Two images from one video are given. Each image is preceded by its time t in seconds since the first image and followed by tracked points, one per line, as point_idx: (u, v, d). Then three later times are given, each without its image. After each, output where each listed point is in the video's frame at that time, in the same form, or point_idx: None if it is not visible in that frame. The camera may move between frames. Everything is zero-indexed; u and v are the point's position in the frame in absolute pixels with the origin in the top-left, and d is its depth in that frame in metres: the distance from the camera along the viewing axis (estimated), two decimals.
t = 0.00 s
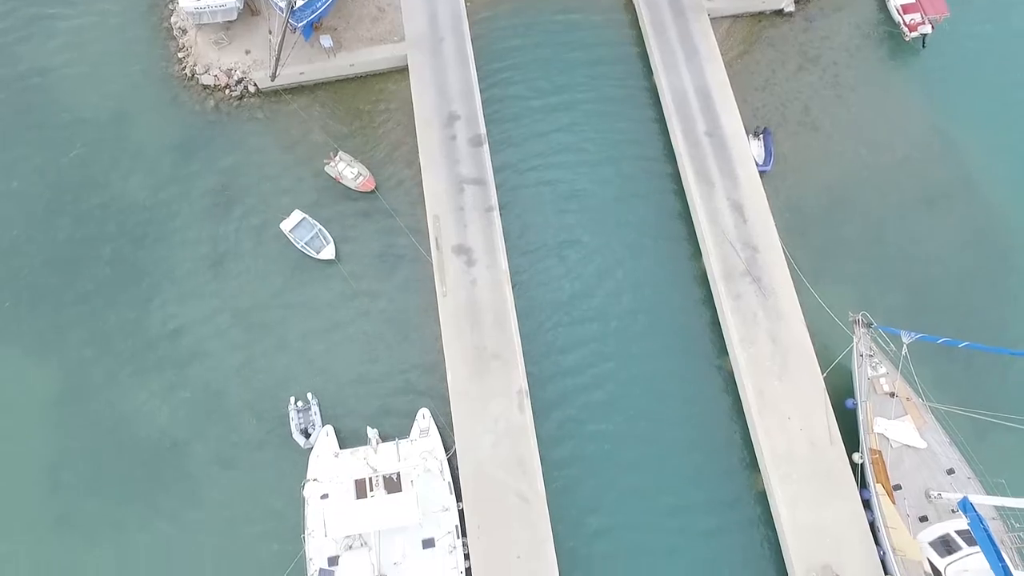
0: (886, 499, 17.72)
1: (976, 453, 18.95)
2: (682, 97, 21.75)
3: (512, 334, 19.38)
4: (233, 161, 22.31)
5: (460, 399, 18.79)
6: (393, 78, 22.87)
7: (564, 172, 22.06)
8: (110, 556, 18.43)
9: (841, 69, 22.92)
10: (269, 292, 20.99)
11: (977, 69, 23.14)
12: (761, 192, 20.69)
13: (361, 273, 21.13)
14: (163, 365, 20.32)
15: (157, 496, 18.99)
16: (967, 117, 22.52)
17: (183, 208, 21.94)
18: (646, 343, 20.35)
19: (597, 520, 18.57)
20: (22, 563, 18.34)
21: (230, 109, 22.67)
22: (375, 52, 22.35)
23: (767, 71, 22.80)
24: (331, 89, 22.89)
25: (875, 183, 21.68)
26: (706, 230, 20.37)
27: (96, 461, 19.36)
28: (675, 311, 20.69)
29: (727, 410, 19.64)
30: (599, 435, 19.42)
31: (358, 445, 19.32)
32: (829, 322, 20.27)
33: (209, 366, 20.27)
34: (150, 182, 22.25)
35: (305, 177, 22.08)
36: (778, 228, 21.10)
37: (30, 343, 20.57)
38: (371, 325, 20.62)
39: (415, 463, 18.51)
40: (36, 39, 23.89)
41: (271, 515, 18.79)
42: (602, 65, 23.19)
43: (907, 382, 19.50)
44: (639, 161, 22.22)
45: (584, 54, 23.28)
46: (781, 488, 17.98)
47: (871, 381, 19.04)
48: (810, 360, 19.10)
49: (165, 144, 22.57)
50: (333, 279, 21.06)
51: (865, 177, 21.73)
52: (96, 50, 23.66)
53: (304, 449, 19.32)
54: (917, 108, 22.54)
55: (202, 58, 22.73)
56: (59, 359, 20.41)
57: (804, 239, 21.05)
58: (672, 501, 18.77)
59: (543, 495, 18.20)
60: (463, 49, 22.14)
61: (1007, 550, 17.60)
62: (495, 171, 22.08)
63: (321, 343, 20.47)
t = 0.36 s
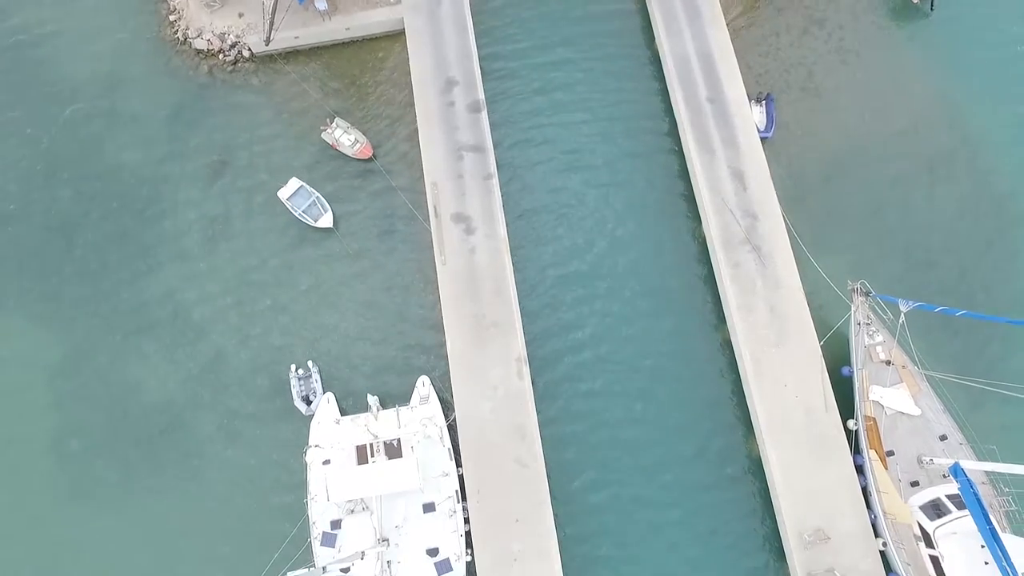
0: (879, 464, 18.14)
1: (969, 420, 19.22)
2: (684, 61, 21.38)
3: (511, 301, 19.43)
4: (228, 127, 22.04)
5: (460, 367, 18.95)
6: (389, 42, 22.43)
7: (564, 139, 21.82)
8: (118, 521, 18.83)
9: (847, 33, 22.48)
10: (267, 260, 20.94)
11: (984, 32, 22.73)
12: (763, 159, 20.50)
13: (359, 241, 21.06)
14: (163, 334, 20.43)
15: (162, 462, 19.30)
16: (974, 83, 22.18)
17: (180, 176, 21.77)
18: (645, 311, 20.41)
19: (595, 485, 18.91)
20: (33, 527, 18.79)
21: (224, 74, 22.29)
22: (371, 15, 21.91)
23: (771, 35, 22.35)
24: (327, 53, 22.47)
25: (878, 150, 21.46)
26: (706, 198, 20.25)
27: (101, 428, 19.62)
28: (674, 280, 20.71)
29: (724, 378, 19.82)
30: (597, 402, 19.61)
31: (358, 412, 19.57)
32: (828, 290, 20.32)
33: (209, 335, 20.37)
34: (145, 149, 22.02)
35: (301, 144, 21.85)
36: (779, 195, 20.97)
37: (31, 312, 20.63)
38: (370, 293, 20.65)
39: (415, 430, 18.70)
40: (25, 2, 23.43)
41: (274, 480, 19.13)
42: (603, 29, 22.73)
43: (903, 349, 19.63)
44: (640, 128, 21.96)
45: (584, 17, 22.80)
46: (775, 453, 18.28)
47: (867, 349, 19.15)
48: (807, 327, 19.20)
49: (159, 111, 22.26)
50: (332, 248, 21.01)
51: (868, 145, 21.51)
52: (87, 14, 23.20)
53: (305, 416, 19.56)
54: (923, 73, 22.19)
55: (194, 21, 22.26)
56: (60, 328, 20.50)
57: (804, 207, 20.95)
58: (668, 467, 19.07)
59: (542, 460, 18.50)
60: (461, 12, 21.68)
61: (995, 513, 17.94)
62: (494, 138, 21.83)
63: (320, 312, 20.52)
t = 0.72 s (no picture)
0: (872, 431, 18.31)
1: (963, 388, 19.42)
2: (686, 26, 21.00)
3: (510, 270, 19.39)
4: (222, 93, 21.66)
5: (459, 335, 19.02)
6: (386, 5, 21.98)
7: (563, 106, 21.65)
8: (122, 487, 19.08)
9: None
10: (264, 228, 20.81)
11: None
12: (765, 126, 20.25)
13: (357, 209, 20.91)
14: (162, 303, 20.41)
15: (165, 430, 19.49)
16: (981, 48, 21.81)
17: (174, 142, 21.47)
18: (644, 281, 20.47)
19: (593, 451, 19.21)
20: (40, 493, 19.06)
21: (216, 38, 21.87)
22: None
23: None
24: (322, 16, 21.97)
25: (881, 117, 21.21)
26: (707, 165, 20.07)
27: (103, 396, 19.74)
28: (673, 249, 20.71)
29: (722, 347, 19.95)
30: (595, 370, 19.80)
31: (358, 379, 19.68)
32: (827, 258, 20.29)
33: (208, 304, 20.36)
34: (138, 115, 21.68)
35: (297, 110, 21.52)
36: (780, 163, 20.78)
37: (29, 281, 20.55)
38: (369, 262, 20.60)
39: (415, 397, 18.81)
40: None
41: (277, 447, 19.38)
42: None
43: (901, 318, 19.70)
44: (639, 96, 21.81)
45: None
46: (771, 420, 18.51)
47: (865, 317, 19.19)
48: (805, 296, 19.24)
49: (151, 75, 21.85)
50: (329, 216, 20.87)
51: (872, 111, 21.24)
52: None
53: (306, 383, 19.69)
54: (930, 37, 21.79)
55: None
56: (58, 296, 20.46)
57: (806, 175, 20.78)
58: (665, 434, 19.35)
59: (540, 426, 18.72)
60: None
61: (985, 478, 18.25)
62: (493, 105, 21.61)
63: (318, 280, 20.49)
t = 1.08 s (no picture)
0: (867, 398, 18.61)
1: (960, 356, 19.53)
2: None
3: (509, 239, 19.33)
4: (217, 58, 21.32)
5: (458, 304, 19.04)
6: None
7: (563, 71, 21.29)
8: (127, 452, 19.36)
9: None
10: (262, 196, 20.68)
11: None
12: (768, 92, 19.94)
13: (354, 177, 20.74)
14: (161, 271, 20.40)
15: (167, 396, 19.69)
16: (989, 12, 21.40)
17: (169, 109, 21.17)
18: (643, 249, 20.44)
19: (590, 418, 19.42)
20: (45, 458, 19.33)
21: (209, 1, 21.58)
22: None
23: None
24: None
25: (886, 84, 20.88)
26: (708, 132, 19.83)
27: (105, 364, 19.89)
28: (673, 217, 20.62)
29: (720, 315, 20.01)
30: (594, 339, 19.87)
31: (358, 348, 19.79)
32: (827, 227, 20.19)
33: (207, 272, 20.35)
34: (132, 80, 21.35)
35: (292, 75, 21.17)
36: (783, 129, 20.52)
37: (27, 248, 20.50)
38: (367, 231, 20.52)
39: (414, 365, 18.94)
40: None
41: (278, 414, 19.61)
42: None
43: (899, 287, 19.71)
44: (641, 61, 21.44)
45: None
46: (768, 388, 18.67)
47: (864, 286, 19.19)
48: (804, 265, 19.21)
49: (144, 39, 21.49)
50: (327, 184, 20.71)
51: (877, 78, 20.89)
52: None
53: (306, 351, 19.82)
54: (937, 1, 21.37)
55: None
56: (57, 263, 20.45)
57: (808, 143, 20.56)
58: (662, 401, 19.55)
59: (539, 394, 18.93)
60: None
61: (977, 445, 18.50)
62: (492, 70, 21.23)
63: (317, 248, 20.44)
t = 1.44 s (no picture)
0: (864, 366, 18.72)
1: (957, 325, 19.64)
2: None
3: (509, 207, 19.24)
4: (211, 22, 20.92)
5: (457, 273, 19.04)
6: None
7: (563, 36, 20.88)
8: (131, 420, 19.59)
9: None
10: (259, 164, 20.47)
11: None
12: (772, 57, 19.59)
13: (352, 145, 20.51)
14: (159, 240, 20.32)
15: (168, 366, 19.83)
16: None
17: (162, 74, 20.82)
18: (643, 218, 20.34)
19: (589, 386, 19.62)
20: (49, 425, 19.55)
21: None
22: None
23: None
24: None
25: (892, 48, 20.51)
26: (711, 98, 19.54)
27: (107, 333, 19.98)
28: (673, 185, 20.47)
29: (720, 284, 20.04)
30: (593, 307, 19.92)
31: (358, 316, 19.85)
32: (828, 195, 20.08)
33: (205, 241, 20.27)
34: (124, 45, 20.94)
35: (287, 40, 20.79)
36: (786, 96, 20.26)
37: (23, 218, 20.38)
38: (365, 199, 20.38)
39: (414, 333, 19.03)
40: None
41: (279, 383, 19.77)
42: None
43: (899, 256, 19.67)
44: (643, 25, 21.02)
45: None
46: (765, 356, 18.83)
47: (864, 255, 19.15)
48: (805, 233, 19.16)
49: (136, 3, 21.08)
50: (324, 151, 20.49)
51: (883, 42, 20.51)
52: None
53: (306, 320, 19.89)
54: None
55: None
56: (54, 233, 20.36)
57: (811, 110, 20.31)
58: (661, 370, 19.70)
59: (539, 361, 19.09)
60: None
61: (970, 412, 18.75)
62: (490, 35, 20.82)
63: (315, 217, 20.32)
